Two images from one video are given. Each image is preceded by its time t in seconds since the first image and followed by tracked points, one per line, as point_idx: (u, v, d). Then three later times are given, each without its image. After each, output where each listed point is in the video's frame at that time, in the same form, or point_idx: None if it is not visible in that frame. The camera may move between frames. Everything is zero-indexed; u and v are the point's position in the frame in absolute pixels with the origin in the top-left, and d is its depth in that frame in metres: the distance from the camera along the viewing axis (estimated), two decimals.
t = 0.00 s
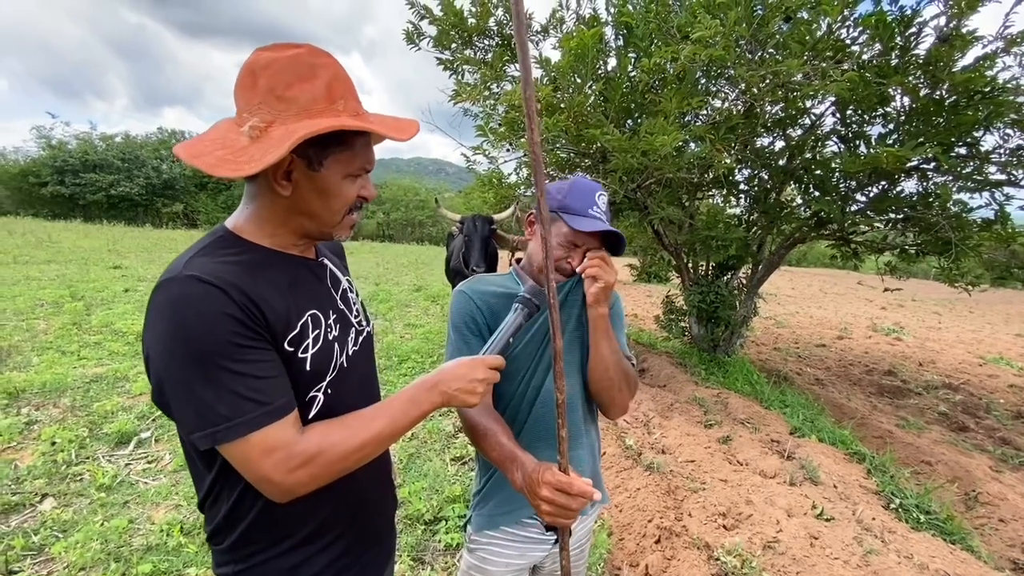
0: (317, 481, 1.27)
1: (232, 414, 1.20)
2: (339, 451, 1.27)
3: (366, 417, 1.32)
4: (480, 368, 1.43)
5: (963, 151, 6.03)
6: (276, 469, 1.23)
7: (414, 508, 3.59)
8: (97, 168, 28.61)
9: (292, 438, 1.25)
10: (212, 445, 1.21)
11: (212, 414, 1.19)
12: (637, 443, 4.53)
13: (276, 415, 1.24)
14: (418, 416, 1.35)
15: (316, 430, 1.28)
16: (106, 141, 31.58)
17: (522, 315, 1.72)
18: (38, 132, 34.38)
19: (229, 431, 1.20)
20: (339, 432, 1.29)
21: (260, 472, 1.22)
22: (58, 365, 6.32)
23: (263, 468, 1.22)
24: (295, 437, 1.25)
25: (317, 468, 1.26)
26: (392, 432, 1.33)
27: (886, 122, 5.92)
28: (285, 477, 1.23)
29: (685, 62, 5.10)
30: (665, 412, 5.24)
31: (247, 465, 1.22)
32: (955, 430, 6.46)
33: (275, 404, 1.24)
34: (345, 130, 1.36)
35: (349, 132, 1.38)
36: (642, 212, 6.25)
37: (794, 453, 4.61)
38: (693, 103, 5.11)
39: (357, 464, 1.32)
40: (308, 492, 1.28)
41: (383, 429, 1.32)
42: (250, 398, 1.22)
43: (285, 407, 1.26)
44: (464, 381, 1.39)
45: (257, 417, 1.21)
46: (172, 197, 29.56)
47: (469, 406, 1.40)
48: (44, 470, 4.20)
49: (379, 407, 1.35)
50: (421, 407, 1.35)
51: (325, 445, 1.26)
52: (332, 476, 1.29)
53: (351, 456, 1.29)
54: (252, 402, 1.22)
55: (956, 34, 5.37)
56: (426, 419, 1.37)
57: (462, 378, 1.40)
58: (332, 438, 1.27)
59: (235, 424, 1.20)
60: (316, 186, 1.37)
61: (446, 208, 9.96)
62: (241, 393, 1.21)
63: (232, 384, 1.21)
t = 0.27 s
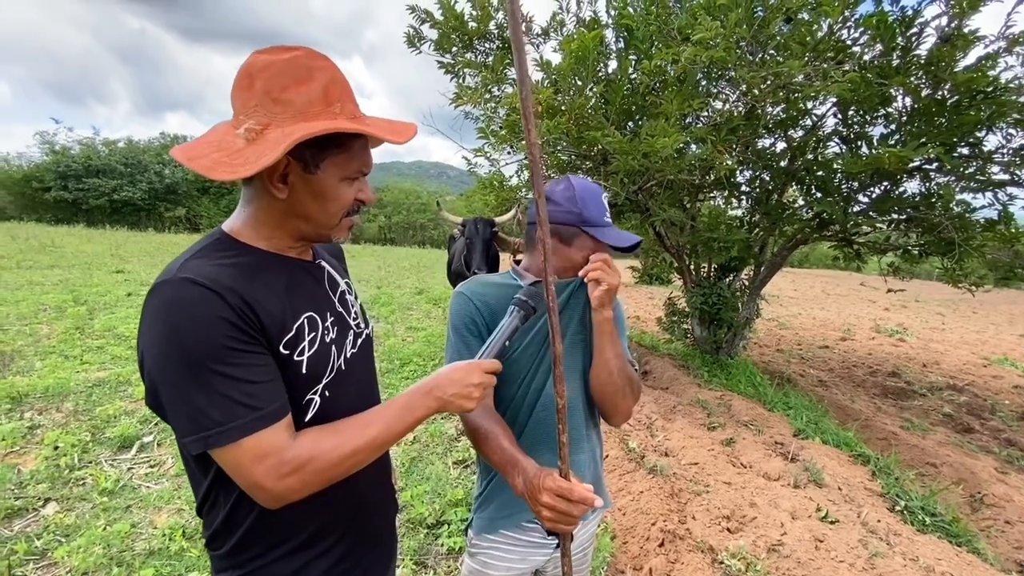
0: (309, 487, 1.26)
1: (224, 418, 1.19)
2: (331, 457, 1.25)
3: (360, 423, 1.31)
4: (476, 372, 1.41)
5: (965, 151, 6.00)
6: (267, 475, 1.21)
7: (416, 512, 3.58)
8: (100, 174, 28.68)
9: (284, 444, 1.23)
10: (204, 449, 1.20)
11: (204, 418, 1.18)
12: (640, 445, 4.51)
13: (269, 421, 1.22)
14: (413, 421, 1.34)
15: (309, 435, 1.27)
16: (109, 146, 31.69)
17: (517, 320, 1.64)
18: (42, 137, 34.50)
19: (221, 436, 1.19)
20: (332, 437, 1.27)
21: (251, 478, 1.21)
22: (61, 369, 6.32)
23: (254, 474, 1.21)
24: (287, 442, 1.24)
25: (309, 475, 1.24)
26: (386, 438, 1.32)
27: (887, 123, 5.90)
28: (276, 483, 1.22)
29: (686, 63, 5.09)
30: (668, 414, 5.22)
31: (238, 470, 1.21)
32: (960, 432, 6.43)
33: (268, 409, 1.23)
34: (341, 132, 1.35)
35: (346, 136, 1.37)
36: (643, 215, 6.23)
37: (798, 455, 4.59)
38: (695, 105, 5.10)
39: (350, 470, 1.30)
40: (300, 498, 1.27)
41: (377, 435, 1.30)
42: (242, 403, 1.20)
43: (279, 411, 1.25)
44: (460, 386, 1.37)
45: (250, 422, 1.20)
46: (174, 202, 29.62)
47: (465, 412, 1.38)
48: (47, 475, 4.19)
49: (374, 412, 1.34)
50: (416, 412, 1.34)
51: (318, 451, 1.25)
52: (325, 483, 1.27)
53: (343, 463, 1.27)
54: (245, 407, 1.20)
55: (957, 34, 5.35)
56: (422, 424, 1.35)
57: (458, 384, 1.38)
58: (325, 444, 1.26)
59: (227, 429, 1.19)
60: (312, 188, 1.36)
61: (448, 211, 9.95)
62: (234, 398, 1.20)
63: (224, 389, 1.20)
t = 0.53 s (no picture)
0: (303, 498, 1.26)
1: (220, 429, 1.20)
2: (326, 468, 1.26)
3: (356, 433, 1.31)
4: (475, 382, 1.41)
5: (966, 152, 6.00)
6: (261, 486, 1.22)
7: (419, 516, 3.58)
8: (102, 178, 28.75)
9: (279, 454, 1.24)
10: (199, 458, 1.21)
11: (200, 428, 1.19)
12: (642, 448, 4.51)
13: (264, 431, 1.23)
14: (409, 431, 1.34)
15: (305, 446, 1.27)
16: (111, 151, 31.79)
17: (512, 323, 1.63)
18: (45, 142, 34.61)
19: (217, 446, 1.19)
20: (328, 447, 1.28)
21: (247, 488, 1.22)
22: (64, 374, 6.33)
23: (249, 484, 1.21)
24: (282, 453, 1.24)
25: (304, 485, 1.25)
26: (382, 448, 1.32)
27: (888, 125, 5.90)
28: (271, 493, 1.22)
29: (687, 66, 5.10)
30: (671, 417, 5.22)
31: (234, 481, 1.22)
32: (963, 433, 6.42)
33: (264, 419, 1.23)
34: (339, 143, 1.36)
35: (344, 146, 1.38)
36: (645, 217, 6.23)
37: (801, 458, 4.58)
38: (695, 108, 5.10)
39: (346, 480, 1.31)
40: (295, 508, 1.27)
41: (373, 445, 1.31)
42: (238, 413, 1.21)
43: (275, 421, 1.25)
44: (457, 396, 1.37)
45: (246, 433, 1.21)
46: (177, 206, 29.68)
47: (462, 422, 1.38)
48: (51, 479, 4.20)
49: (370, 422, 1.34)
50: (412, 422, 1.34)
51: (313, 462, 1.25)
52: (320, 493, 1.28)
53: (339, 473, 1.28)
54: (241, 418, 1.21)
55: (957, 36, 5.35)
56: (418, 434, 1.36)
57: (453, 392, 1.37)
58: (320, 454, 1.26)
59: (223, 440, 1.19)
60: (310, 198, 1.37)
61: (449, 214, 9.96)
62: (230, 408, 1.20)
63: (220, 399, 1.20)
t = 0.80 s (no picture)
0: (295, 504, 1.24)
1: (209, 435, 1.18)
2: (317, 474, 1.24)
3: (350, 439, 1.29)
4: (472, 386, 1.39)
5: (969, 151, 5.97)
6: (251, 492, 1.20)
7: (421, 518, 3.56)
8: (104, 180, 28.77)
9: (269, 460, 1.22)
10: (188, 463, 1.19)
11: (189, 433, 1.18)
12: (645, 449, 4.49)
13: (255, 437, 1.21)
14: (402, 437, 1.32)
15: (296, 451, 1.25)
16: (112, 153, 31.82)
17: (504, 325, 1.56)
18: (46, 144, 34.64)
19: (206, 451, 1.18)
20: (320, 453, 1.26)
21: (236, 494, 1.20)
22: (66, 376, 6.32)
23: (238, 491, 1.20)
24: (273, 459, 1.23)
25: (295, 492, 1.23)
26: (376, 454, 1.30)
27: (890, 124, 5.88)
28: (261, 500, 1.20)
29: (688, 66, 5.08)
30: (673, 418, 5.20)
31: (223, 487, 1.20)
32: (967, 433, 6.39)
33: (254, 425, 1.22)
34: (334, 143, 1.34)
35: (339, 146, 1.37)
36: (646, 217, 6.21)
37: (804, 458, 4.56)
38: (697, 108, 5.09)
39: (339, 486, 1.28)
40: (287, 515, 1.25)
41: (367, 450, 1.29)
42: (228, 418, 1.20)
43: (265, 427, 1.24)
44: (453, 401, 1.35)
45: (235, 439, 1.19)
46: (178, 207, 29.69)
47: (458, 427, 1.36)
48: (52, 482, 4.19)
49: (364, 427, 1.32)
50: (405, 428, 1.32)
51: (304, 468, 1.23)
52: (313, 499, 1.26)
53: (332, 479, 1.26)
54: (230, 423, 1.19)
55: (959, 35, 5.34)
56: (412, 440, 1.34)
57: (449, 398, 1.35)
58: (311, 461, 1.24)
59: (212, 445, 1.18)
60: (306, 199, 1.36)
61: (450, 215, 9.95)
62: (219, 413, 1.19)
63: (209, 404, 1.19)
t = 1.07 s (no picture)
0: (303, 501, 1.22)
1: (215, 431, 1.17)
2: (325, 472, 1.22)
3: (356, 436, 1.27)
4: (480, 383, 1.37)
5: (972, 148, 5.95)
6: (258, 490, 1.19)
7: (425, 517, 3.55)
8: (105, 181, 28.79)
9: (276, 457, 1.21)
10: (193, 461, 1.18)
11: (195, 430, 1.17)
12: (648, 449, 4.48)
13: (261, 434, 1.20)
14: (409, 434, 1.30)
15: (304, 448, 1.24)
16: (114, 154, 31.84)
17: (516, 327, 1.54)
18: (48, 146, 34.68)
19: (212, 448, 1.17)
20: (327, 450, 1.24)
21: (243, 492, 1.19)
22: (68, 377, 6.32)
23: (245, 488, 1.18)
24: (280, 456, 1.21)
25: (303, 489, 1.21)
26: (383, 451, 1.28)
27: (893, 121, 5.86)
28: (269, 498, 1.19)
29: (690, 64, 5.08)
30: (677, 417, 5.18)
31: (230, 484, 1.19)
32: (971, 432, 6.37)
33: (260, 421, 1.21)
34: (336, 135, 1.33)
35: (341, 138, 1.36)
36: (648, 216, 6.20)
37: (809, 457, 4.55)
38: (699, 105, 5.08)
39: (346, 484, 1.27)
40: (295, 513, 1.23)
41: (375, 447, 1.27)
42: (234, 415, 1.18)
43: (271, 423, 1.23)
44: (460, 398, 1.33)
45: (242, 435, 1.18)
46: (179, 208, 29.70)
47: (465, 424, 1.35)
48: (54, 483, 4.18)
49: (371, 423, 1.30)
50: (413, 424, 1.30)
51: (312, 465, 1.22)
52: (320, 497, 1.24)
53: (339, 476, 1.24)
54: (236, 419, 1.18)
55: (963, 32, 5.32)
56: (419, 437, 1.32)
57: (457, 395, 1.34)
58: (318, 458, 1.23)
59: (219, 442, 1.17)
60: (309, 192, 1.34)
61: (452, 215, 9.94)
62: (225, 410, 1.18)
63: (215, 400, 1.18)
